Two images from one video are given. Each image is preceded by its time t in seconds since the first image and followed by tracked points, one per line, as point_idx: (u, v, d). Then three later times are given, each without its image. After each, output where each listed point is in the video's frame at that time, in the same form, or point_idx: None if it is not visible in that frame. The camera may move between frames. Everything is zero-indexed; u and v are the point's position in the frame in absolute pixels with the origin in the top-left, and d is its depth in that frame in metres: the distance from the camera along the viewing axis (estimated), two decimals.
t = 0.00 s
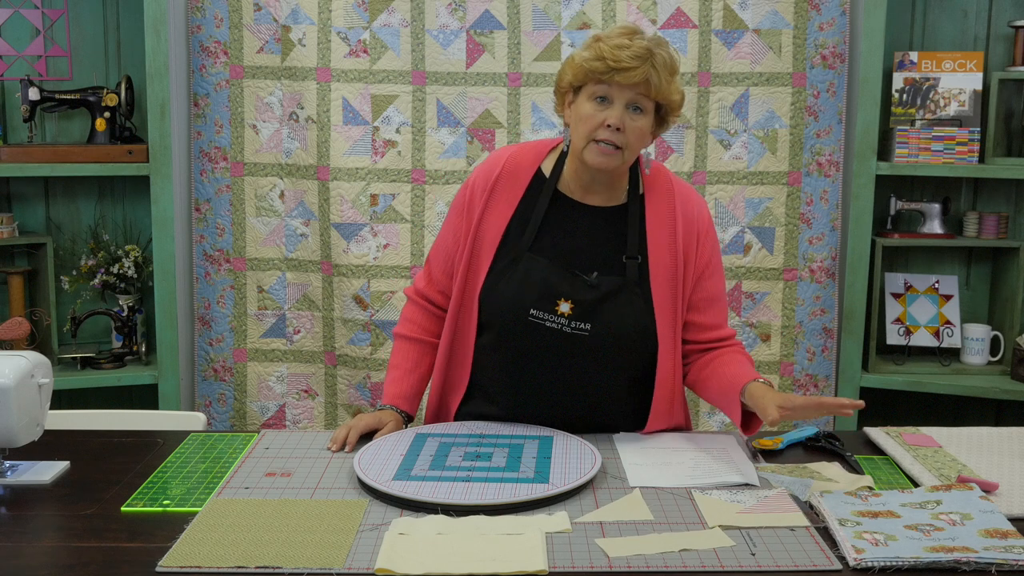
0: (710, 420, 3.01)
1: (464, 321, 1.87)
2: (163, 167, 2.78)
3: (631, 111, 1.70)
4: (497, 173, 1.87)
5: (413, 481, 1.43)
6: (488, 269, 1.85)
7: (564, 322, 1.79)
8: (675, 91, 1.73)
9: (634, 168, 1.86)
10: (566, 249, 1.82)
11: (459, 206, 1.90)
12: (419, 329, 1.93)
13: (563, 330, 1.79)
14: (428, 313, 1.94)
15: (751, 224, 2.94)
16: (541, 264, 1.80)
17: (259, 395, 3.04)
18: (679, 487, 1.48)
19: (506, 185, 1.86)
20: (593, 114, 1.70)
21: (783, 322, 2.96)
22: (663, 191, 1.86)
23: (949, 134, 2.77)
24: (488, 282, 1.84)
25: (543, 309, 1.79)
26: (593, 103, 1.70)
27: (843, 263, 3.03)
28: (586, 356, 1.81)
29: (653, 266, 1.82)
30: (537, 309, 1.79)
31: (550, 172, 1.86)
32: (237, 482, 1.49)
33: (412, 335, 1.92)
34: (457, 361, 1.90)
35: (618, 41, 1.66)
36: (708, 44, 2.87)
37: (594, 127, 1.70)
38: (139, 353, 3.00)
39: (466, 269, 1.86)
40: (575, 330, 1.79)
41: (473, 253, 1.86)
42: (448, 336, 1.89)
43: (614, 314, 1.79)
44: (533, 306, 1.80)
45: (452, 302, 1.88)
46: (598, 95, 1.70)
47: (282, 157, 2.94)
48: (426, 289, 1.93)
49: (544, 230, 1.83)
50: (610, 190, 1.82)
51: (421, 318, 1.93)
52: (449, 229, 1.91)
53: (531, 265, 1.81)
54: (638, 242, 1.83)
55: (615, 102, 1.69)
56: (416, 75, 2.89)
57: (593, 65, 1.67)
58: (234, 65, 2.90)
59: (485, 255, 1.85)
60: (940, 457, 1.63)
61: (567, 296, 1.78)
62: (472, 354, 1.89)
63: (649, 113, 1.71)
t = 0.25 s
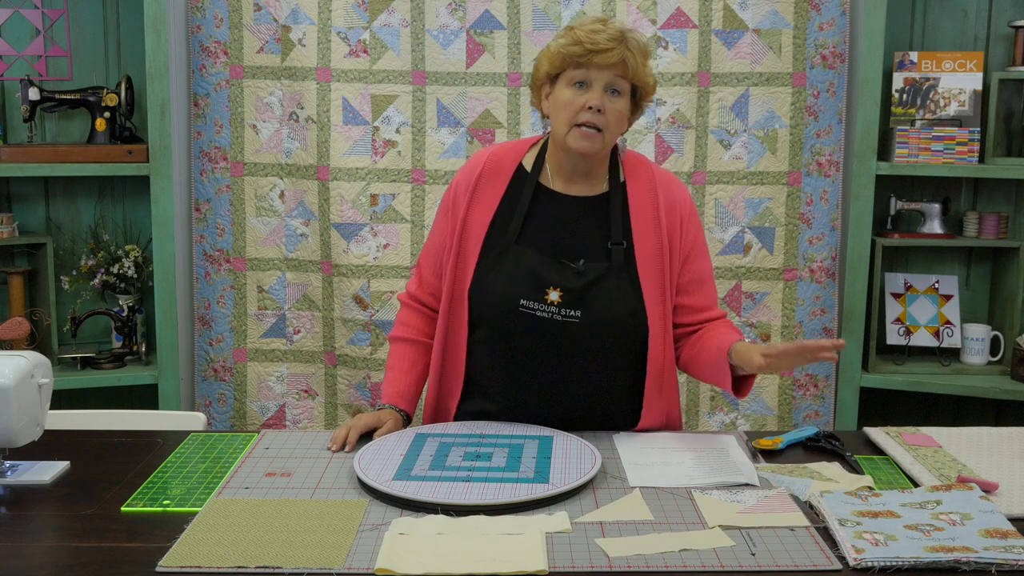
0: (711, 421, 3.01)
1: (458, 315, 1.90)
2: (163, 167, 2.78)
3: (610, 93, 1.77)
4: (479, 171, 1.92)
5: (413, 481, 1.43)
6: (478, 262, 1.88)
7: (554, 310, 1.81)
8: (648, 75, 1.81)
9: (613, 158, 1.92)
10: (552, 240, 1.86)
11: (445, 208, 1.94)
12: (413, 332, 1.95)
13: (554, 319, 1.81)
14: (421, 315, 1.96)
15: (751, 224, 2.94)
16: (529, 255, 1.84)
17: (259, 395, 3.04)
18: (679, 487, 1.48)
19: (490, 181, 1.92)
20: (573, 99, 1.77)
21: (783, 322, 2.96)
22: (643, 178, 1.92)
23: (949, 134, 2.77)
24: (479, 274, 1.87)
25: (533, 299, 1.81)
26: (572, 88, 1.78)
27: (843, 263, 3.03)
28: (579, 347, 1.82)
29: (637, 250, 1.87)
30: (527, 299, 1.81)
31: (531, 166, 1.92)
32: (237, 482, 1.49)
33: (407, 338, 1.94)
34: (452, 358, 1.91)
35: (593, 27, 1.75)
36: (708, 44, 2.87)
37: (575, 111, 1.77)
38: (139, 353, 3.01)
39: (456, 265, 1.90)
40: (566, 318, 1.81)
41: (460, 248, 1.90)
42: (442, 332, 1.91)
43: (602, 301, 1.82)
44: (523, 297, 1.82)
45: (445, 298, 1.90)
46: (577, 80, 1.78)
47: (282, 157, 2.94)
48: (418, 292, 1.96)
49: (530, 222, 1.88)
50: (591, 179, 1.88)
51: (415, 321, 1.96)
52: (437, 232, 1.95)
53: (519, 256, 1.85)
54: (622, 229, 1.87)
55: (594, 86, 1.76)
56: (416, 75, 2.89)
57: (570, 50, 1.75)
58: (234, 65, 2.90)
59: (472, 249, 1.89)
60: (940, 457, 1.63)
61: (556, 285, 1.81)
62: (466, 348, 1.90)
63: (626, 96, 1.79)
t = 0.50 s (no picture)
0: (711, 421, 3.01)
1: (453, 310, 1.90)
2: (163, 167, 2.78)
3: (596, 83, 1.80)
4: (468, 169, 1.94)
5: (413, 481, 1.43)
6: (471, 258, 1.89)
7: (549, 300, 1.82)
8: (631, 68, 1.85)
9: (602, 152, 1.94)
10: (545, 232, 1.87)
11: (436, 207, 1.95)
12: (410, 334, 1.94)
13: (549, 310, 1.82)
14: (417, 316, 1.96)
15: (751, 224, 2.94)
16: (522, 248, 1.85)
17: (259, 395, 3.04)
18: (679, 487, 1.48)
19: (480, 179, 1.93)
20: (560, 91, 1.80)
21: (783, 322, 2.96)
22: (634, 170, 1.93)
23: (949, 134, 2.77)
24: (473, 270, 1.88)
25: (527, 291, 1.82)
26: (558, 82, 1.81)
27: (843, 263, 3.03)
28: (575, 339, 1.83)
29: (629, 240, 1.88)
30: (521, 291, 1.82)
31: (521, 162, 1.94)
32: (237, 483, 1.49)
33: (404, 340, 1.93)
34: (449, 354, 1.91)
35: (574, 21, 1.79)
36: (708, 44, 2.87)
37: (562, 103, 1.79)
38: (140, 353, 3.01)
39: (450, 262, 1.91)
40: (560, 308, 1.82)
41: (452, 244, 1.91)
42: (438, 329, 1.91)
43: (596, 290, 1.83)
44: (517, 289, 1.83)
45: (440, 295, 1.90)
46: (562, 74, 1.81)
47: (282, 157, 2.94)
48: (413, 293, 1.96)
49: (522, 216, 1.89)
50: (581, 174, 1.89)
51: (412, 323, 1.95)
52: (429, 232, 1.95)
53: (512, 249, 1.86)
54: (613, 220, 1.88)
55: (580, 78, 1.80)
56: (416, 75, 2.89)
57: (554, 44, 1.79)
58: (234, 65, 2.90)
59: (465, 244, 1.90)
60: (940, 457, 1.63)
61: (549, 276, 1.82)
62: (464, 342, 1.91)
63: (611, 88, 1.82)
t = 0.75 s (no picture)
0: (711, 421, 3.01)
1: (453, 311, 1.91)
2: (163, 167, 2.78)
3: (586, 88, 1.80)
4: (465, 168, 1.95)
5: (413, 481, 1.43)
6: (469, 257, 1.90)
7: (545, 294, 1.82)
8: (624, 69, 1.84)
9: (597, 149, 1.94)
10: (541, 228, 1.88)
11: (433, 208, 1.96)
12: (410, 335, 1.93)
13: (545, 303, 1.83)
14: (416, 317, 1.95)
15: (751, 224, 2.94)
16: (518, 243, 1.86)
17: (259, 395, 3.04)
18: (679, 487, 1.48)
19: (477, 178, 1.94)
20: (549, 95, 1.80)
21: (783, 322, 2.96)
22: (629, 167, 1.93)
23: (949, 134, 2.77)
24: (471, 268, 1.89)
25: (524, 285, 1.83)
26: (548, 85, 1.80)
27: (843, 263, 3.03)
28: (572, 334, 1.83)
29: (624, 237, 1.88)
30: (518, 285, 1.83)
31: (517, 160, 1.94)
32: (237, 483, 1.49)
33: (404, 341, 1.92)
34: (448, 352, 1.92)
35: (565, 25, 1.78)
36: (708, 44, 2.87)
37: (551, 106, 1.80)
38: (140, 353, 3.01)
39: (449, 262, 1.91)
40: (557, 302, 1.82)
41: (451, 243, 1.91)
42: (437, 327, 1.91)
43: (592, 284, 1.83)
44: (514, 283, 1.84)
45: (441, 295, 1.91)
46: (553, 77, 1.81)
47: (282, 158, 2.94)
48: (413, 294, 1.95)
49: (518, 212, 1.90)
50: (575, 171, 1.90)
51: (412, 323, 1.94)
52: (427, 232, 1.96)
53: (508, 244, 1.86)
54: (609, 215, 1.89)
55: (569, 82, 1.79)
56: (416, 75, 2.89)
57: (544, 49, 1.78)
58: (234, 65, 2.90)
59: (463, 241, 1.91)
60: (940, 457, 1.63)
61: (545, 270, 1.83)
62: (463, 340, 1.91)
63: (601, 91, 1.81)
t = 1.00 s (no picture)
0: (711, 421, 3.01)
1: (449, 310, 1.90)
2: (163, 167, 2.78)
3: (581, 90, 1.80)
4: (462, 168, 1.94)
5: (413, 481, 1.43)
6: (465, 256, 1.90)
7: (541, 293, 1.82)
8: (619, 71, 1.84)
9: (593, 148, 1.94)
10: (537, 227, 1.88)
11: (431, 208, 1.95)
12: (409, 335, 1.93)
13: (542, 302, 1.83)
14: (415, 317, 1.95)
15: (751, 224, 2.94)
16: (514, 242, 1.86)
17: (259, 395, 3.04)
18: (679, 487, 1.48)
19: (474, 178, 1.93)
20: (546, 97, 1.80)
21: (783, 322, 2.96)
22: (625, 168, 1.93)
23: (949, 135, 2.77)
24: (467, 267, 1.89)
25: (520, 283, 1.83)
26: (544, 87, 1.80)
27: (843, 263, 3.03)
28: (569, 333, 1.84)
29: (621, 236, 1.88)
30: (514, 284, 1.83)
31: (514, 160, 1.94)
32: (237, 483, 1.49)
33: (402, 342, 1.92)
34: (447, 352, 1.92)
35: (561, 28, 1.77)
36: (708, 44, 2.87)
37: (548, 108, 1.80)
38: (139, 353, 3.00)
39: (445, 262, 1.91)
40: (554, 300, 1.82)
41: (447, 243, 1.91)
42: (435, 328, 1.91)
43: (588, 283, 1.83)
44: (511, 282, 1.84)
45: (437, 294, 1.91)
46: (549, 79, 1.81)
47: (282, 158, 2.94)
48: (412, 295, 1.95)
49: (515, 211, 1.90)
50: (572, 171, 1.90)
51: (412, 324, 1.94)
52: (425, 232, 1.95)
53: (505, 243, 1.86)
54: (605, 215, 1.89)
55: (565, 85, 1.79)
56: (415, 75, 2.89)
57: (540, 52, 1.78)
58: (234, 65, 2.90)
59: (459, 241, 1.91)
60: (940, 457, 1.63)
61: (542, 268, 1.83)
62: (461, 340, 1.91)
63: (597, 93, 1.82)
